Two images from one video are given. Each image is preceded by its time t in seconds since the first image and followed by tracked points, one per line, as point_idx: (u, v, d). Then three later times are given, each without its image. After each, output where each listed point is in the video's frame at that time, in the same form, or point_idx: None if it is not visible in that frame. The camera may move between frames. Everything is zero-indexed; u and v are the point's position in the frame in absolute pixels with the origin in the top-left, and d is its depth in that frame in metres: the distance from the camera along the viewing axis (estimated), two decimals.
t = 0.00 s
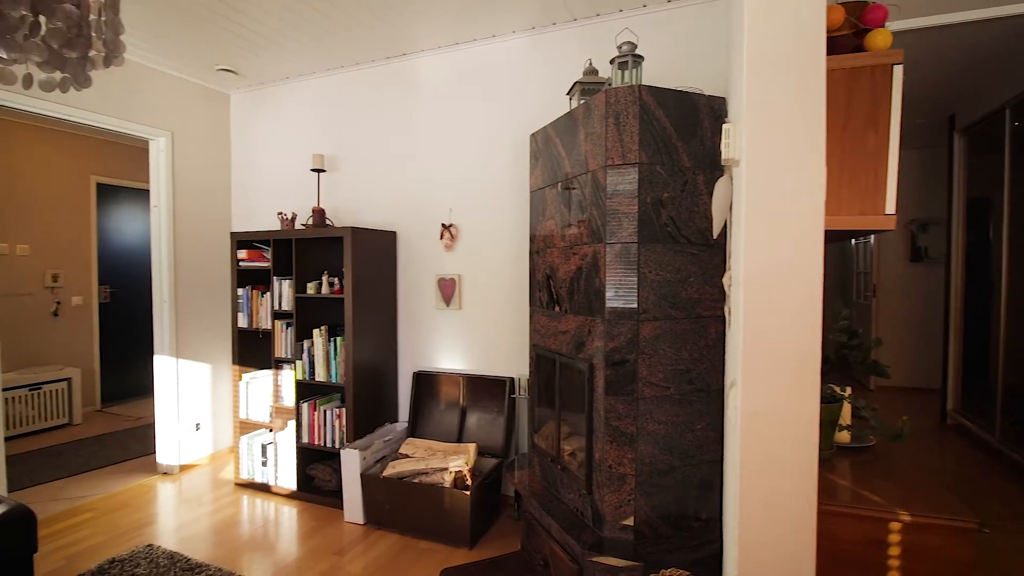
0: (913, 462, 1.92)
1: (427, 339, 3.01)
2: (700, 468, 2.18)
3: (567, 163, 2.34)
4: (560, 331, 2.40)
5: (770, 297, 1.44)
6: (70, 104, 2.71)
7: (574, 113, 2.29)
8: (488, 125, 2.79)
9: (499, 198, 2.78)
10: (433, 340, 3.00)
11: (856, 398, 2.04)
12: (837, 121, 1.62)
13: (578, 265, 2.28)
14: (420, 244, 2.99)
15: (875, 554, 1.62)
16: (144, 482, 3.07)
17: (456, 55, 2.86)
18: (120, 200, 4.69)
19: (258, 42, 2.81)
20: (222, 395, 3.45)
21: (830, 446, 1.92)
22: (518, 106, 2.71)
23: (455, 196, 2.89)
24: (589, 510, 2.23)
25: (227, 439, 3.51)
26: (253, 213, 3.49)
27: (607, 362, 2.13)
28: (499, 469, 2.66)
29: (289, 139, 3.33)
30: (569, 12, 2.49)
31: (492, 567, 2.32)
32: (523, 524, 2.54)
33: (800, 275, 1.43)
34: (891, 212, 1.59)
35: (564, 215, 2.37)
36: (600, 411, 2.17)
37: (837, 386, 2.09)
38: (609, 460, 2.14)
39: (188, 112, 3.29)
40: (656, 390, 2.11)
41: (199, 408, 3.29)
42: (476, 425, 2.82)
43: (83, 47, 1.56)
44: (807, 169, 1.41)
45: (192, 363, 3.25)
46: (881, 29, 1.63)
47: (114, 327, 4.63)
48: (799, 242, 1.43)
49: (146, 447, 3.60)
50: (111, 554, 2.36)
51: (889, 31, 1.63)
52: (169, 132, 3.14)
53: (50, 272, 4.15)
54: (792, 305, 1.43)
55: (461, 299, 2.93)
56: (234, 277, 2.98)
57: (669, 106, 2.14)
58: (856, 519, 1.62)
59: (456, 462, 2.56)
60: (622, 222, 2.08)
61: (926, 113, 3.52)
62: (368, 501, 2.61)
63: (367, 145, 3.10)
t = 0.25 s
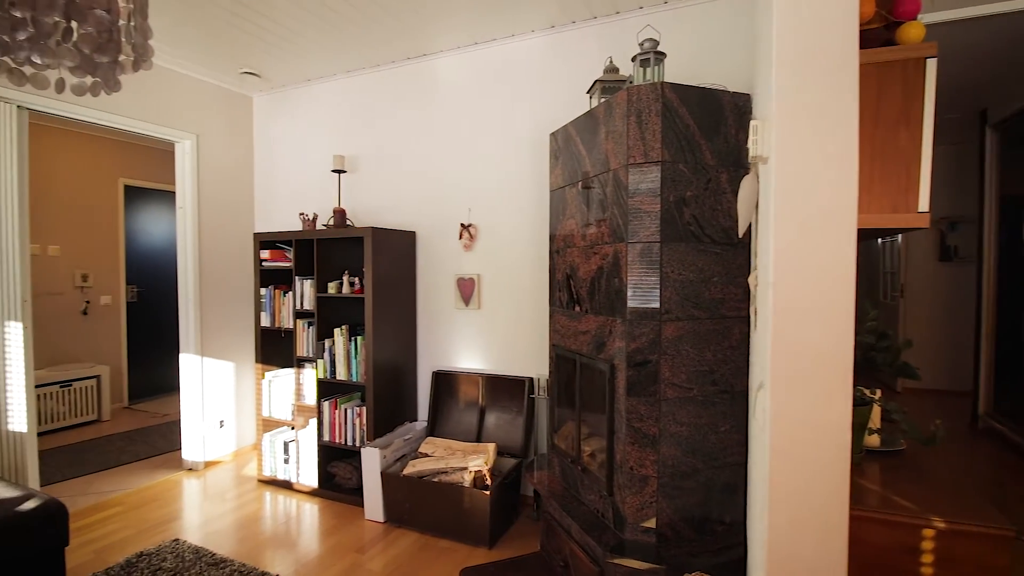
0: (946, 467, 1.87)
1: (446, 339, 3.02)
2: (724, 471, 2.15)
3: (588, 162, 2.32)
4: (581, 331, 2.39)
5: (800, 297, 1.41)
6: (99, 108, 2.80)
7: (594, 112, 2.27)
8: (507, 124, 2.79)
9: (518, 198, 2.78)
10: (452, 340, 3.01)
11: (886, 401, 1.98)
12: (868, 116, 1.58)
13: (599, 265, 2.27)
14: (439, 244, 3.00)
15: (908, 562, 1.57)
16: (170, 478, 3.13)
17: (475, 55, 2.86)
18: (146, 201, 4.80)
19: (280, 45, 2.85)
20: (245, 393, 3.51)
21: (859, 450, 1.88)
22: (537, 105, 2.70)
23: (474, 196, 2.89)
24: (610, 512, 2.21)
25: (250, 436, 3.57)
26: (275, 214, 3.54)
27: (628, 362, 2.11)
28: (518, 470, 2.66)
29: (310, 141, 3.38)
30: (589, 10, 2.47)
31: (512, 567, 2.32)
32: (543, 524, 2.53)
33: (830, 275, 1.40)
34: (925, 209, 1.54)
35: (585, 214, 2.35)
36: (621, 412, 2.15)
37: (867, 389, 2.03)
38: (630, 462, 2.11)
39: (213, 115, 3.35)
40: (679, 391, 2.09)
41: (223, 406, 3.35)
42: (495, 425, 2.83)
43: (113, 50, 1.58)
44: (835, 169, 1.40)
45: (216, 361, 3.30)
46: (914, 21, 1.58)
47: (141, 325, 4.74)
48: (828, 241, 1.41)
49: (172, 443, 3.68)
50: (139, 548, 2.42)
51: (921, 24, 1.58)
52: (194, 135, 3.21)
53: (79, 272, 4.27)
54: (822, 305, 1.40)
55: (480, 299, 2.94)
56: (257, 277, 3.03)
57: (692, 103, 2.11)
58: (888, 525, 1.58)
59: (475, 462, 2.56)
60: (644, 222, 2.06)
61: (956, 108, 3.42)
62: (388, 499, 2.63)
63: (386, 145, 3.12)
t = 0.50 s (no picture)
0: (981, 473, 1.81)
1: (465, 339, 3.03)
2: (747, 474, 2.11)
3: (609, 161, 2.30)
4: (601, 331, 2.37)
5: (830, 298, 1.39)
6: (126, 112, 2.87)
7: (616, 110, 2.25)
8: (526, 123, 2.78)
9: (537, 197, 2.77)
10: (471, 340, 3.01)
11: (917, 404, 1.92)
12: (899, 112, 1.54)
13: (620, 265, 2.25)
14: (458, 244, 3.01)
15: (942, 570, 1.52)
16: (195, 474, 3.19)
17: (494, 54, 2.86)
18: (171, 203, 4.90)
19: (302, 47, 2.89)
20: (267, 391, 3.56)
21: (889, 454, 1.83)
22: (557, 103, 2.69)
23: (493, 196, 2.89)
24: (630, 514, 2.19)
25: (272, 433, 3.62)
26: (296, 214, 3.58)
27: (650, 363, 2.08)
28: (537, 470, 2.65)
29: (330, 142, 3.41)
30: (609, 8, 2.45)
31: (531, 567, 2.31)
32: (562, 525, 2.52)
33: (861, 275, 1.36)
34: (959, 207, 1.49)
35: (605, 213, 2.33)
36: (643, 413, 2.12)
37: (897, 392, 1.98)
38: (652, 464, 2.09)
39: (236, 117, 3.41)
40: (702, 393, 2.06)
41: (245, 403, 3.40)
42: (513, 425, 2.82)
43: (142, 54, 1.61)
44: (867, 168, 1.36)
45: (239, 360, 3.36)
46: (948, 13, 1.54)
47: (166, 324, 4.84)
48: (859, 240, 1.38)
49: (196, 439, 3.75)
50: (165, 542, 2.47)
51: (956, 16, 1.54)
52: (217, 137, 3.27)
53: (107, 271, 4.38)
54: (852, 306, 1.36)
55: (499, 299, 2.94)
56: (279, 276, 3.07)
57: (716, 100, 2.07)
58: (921, 532, 1.53)
59: (494, 462, 2.56)
60: (666, 221, 2.03)
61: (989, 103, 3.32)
62: (407, 497, 2.64)
63: (405, 146, 3.14)
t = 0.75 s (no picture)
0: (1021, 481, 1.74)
1: (484, 339, 3.03)
2: (772, 478, 2.07)
3: (630, 160, 2.28)
4: (622, 331, 2.35)
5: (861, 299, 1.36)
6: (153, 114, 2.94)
7: (637, 108, 2.23)
8: (546, 122, 2.77)
9: (557, 196, 2.76)
10: (490, 340, 3.01)
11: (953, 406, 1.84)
12: (935, 107, 1.50)
13: (641, 264, 2.23)
14: (477, 244, 3.01)
15: None
16: (219, 470, 3.25)
17: (513, 54, 2.86)
18: (196, 204, 5.00)
19: (324, 49, 2.92)
20: (289, 389, 3.61)
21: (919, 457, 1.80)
22: (577, 101, 2.68)
23: (512, 195, 2.89)
24: (652, 516, 2.16)
25: (293, 431, 3.67)
26: (317, 215, 3.63)
27: (673, 364, 2.06)
28: (556, 471, 2.64)
29: (350, 143, 3.45)
30: (630, 5, 2.43)
31: (551, 568, 2.30)
32: (582, 526, 2.51)
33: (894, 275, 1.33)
34: (997, 206, 1.44)
35: (626, 213, 2.31)
36: (665, 415, 2.10)
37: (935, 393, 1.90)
38: (674, 466, 2.06)
39: (259, 119, 3.46)
40: (726, 395, 2.02)
41: (268, 401, 3.45)
42: (532, 425, 2.82)
43: (170, 58, 1.63)
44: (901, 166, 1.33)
45: (262, 358, 3.41)
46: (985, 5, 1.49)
47: (191, 323, 4.95)
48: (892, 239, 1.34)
49: (220, 436, 3.83)
50: (191, 537, 2.52)
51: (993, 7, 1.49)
52: (241, 138, 3.32)
53: (135, 271, 4.49)
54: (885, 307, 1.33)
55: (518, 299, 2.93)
56: (301, 276, 3.11)
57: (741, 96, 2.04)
58: (957, 540, 1.48)
59: (513, 462, 2.55)
60: (690, 220, 2.01)
61: None
62: (426, 496, 2.65)
63: (425, 146, 3.15)
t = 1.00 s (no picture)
0: None
1: (502, 339, 3.03)
2: (798, 482, 2.03)
3: (652, 158, 2.26)
4: (643, 332, 2.33)
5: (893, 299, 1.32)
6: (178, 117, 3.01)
7: (659, 105, 2.20)
8: (565, 121, 2.75)
9: (576, 195, 2.74)
10: (508, 339, 3.01)
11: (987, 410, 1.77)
12: (971, 101, 1.45)
13: (663, 264, 2.20)
14: (495, 244, 3.01)
15: None
16: (241, 466, 3.31)
17: (532, 53, 2.85)
18: (219, 205, 5.10)
19: (343, 51, 2.95)
20: (309, 388, 3.66)
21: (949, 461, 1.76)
22: (596, 100, 2.66)
23: (531, 195, 2.88)
24: (673, 519, 2.14)
25: (314, 429, 3.71)
26: (337, 215, 3.66)
27: (696, 365, 2.03)
28: (575, 472, 2.62)
29: (370, 144, 3.47)
30: (651, 1, 2.40)
31: (570, 570, 2.29)
32: (601, 528, 2.49)
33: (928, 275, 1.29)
34: None
35: (647, 212, 2.29)
36: (687, 416, 2.07)
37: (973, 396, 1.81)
38: (697, 469, 2.03)
39: (280, 121, 3.51)
40: (751, 397, 1.99)
41: (289, 399, 3.50)
42: (551, 426, 2.81)
43: (195, 61, 1.65)
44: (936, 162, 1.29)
45: (283, 357, 3.46)
46: None
47: (214, 322, 5.04)
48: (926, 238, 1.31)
49: (243, 433, 3.89)
50: (214, 533, 2.56)
51: None
52: (262, 140, 3.37)
53: (160, 271, 4.60)
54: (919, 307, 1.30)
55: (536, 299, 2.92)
56: (321, 276, 3.14)
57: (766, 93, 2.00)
58: (995, 550, 1.43)
59: (532, 462, 2.55)
60: (713, 218, 1.97)
61: None
62: (445, 495, 2.66)
63: (443, 146, 3.16)
